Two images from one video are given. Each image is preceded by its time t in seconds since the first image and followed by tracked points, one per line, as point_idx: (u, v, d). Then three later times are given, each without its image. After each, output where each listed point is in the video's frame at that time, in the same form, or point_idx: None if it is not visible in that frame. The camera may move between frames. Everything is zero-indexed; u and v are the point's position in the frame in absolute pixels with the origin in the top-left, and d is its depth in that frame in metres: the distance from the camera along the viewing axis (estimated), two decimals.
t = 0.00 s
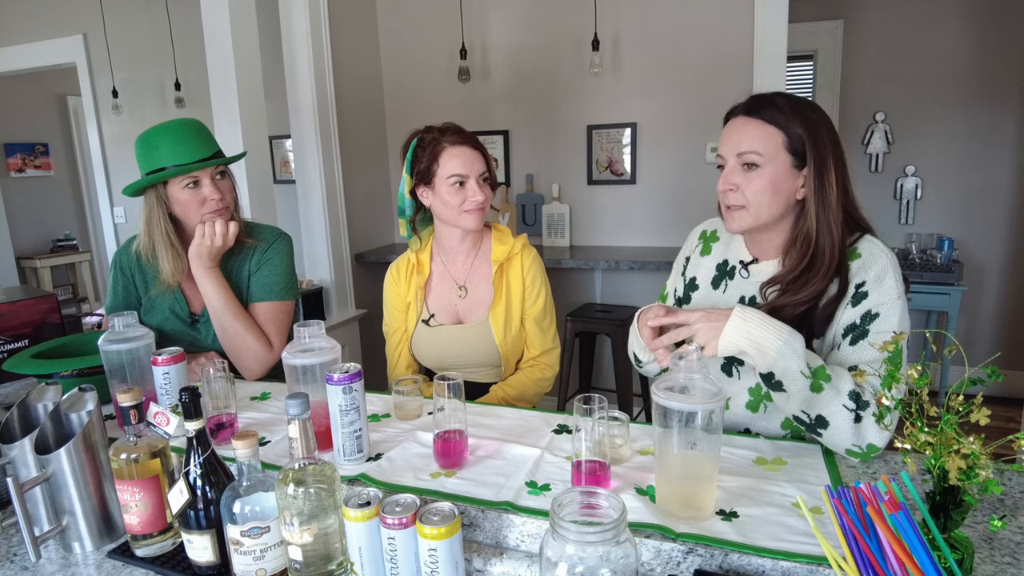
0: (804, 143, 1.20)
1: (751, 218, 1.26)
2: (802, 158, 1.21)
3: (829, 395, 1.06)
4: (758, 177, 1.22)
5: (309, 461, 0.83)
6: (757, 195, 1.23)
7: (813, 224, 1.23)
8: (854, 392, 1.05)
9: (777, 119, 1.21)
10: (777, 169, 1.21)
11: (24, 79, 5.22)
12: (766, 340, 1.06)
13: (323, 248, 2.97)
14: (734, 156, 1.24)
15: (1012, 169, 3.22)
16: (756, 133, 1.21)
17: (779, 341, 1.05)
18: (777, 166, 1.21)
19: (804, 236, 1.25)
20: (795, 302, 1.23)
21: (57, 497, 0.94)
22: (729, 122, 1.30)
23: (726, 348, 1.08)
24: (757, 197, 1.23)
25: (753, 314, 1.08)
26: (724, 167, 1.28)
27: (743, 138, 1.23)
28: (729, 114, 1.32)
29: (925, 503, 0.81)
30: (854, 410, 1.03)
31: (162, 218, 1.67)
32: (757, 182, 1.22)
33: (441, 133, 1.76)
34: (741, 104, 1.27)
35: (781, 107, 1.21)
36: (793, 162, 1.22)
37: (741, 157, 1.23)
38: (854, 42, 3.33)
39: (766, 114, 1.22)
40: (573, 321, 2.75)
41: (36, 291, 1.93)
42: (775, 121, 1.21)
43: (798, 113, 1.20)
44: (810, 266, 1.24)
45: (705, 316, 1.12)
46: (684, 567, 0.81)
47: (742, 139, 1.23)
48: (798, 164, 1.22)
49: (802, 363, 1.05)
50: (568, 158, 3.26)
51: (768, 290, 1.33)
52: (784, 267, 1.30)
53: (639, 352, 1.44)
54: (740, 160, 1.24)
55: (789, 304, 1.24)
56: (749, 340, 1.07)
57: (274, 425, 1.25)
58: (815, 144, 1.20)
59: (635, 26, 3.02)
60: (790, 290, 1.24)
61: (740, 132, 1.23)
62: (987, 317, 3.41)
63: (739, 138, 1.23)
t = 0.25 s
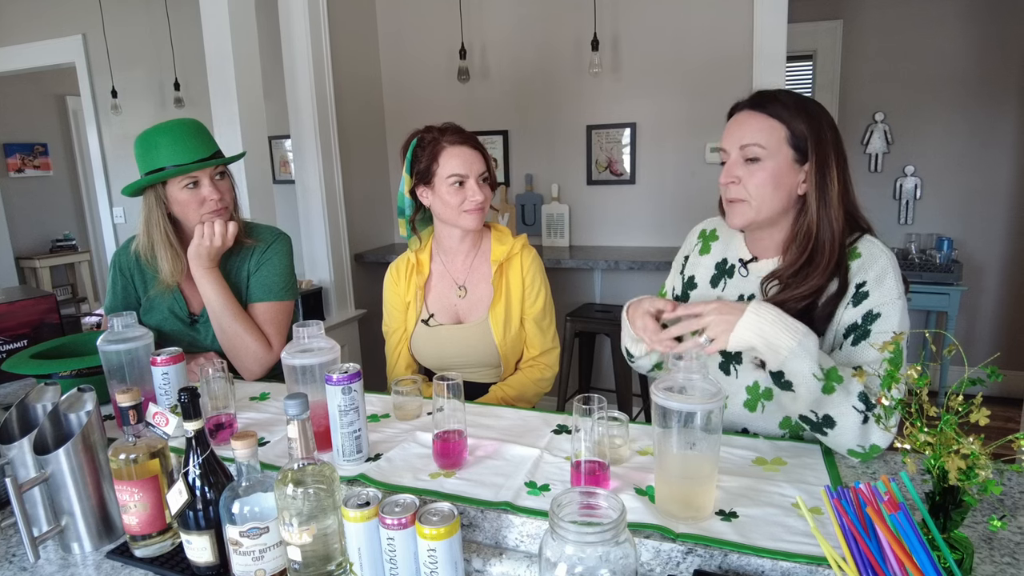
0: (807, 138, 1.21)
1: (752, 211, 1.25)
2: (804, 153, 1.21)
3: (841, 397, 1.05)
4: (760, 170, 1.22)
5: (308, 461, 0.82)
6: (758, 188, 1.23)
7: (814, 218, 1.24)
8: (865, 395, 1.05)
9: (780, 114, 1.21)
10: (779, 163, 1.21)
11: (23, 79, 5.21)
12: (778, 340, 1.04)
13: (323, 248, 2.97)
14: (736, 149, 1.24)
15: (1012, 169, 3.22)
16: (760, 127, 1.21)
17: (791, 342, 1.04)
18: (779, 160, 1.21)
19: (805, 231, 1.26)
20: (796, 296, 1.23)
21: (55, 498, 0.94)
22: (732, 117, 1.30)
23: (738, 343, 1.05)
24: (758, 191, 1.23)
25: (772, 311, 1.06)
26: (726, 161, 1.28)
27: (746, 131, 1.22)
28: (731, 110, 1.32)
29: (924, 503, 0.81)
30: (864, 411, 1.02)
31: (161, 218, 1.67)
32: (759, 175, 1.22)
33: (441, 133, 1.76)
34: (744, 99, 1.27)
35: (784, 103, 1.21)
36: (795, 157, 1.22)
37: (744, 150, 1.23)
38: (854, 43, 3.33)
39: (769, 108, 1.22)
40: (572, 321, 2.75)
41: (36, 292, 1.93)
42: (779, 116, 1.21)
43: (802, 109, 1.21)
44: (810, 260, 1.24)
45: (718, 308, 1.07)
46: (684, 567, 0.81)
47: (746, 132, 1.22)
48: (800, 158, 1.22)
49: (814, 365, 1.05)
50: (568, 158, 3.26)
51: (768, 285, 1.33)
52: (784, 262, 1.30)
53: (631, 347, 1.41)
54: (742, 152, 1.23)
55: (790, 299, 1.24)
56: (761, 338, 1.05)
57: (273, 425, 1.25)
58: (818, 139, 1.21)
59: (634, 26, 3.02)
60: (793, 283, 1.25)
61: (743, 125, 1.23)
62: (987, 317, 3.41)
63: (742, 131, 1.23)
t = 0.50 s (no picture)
0: (805, 135, 1.20)
1: (749, 207, 1.25)
2: (802, 150, 1.21)
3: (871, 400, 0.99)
4: (758, 165, 1.21)
5: (307, 462, 0.82)
6: (755, 184, 1.22)
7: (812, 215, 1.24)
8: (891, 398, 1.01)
9: (779, 110, 1.21)
10: (777, 159, 1.21)
11: (22, 79, 5.20)
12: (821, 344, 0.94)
13: (322, 248, 2.97)
14: (735, 144, 1.24)
15: (1011, 169, 3.22)
16: (759, 123, 1.21)
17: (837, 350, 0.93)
18: (777, 156, 1.21)
19: (804, 228, 1.26)
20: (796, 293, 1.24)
21: (54, 498, 0.94)
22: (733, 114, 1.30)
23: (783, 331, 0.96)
24: (755, 186, 1.22)
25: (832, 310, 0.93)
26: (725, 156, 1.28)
27: (745, 126, 1.22)
28: (733, 107, 1.33)
29: (924, 502, 0.81)
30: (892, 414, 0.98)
31: (159, 218, 1.67)
32: (756, 170, 1.21)
33: (440, 132, 1.76)
34: (745, 97, 1.28)
35: (785, 100, 1.21)
36: (793, 154, 1.21)
37: (742, 145, 1.23)
38: (853, 42, 3.33)
39: (769, 105, 1.22)
40: (572, 320, 2.75)
41: (34, 292, 1.92)
42: (778, 112, 1.21)
43: (802, 106, 1.21)
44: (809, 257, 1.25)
45: (789, 280, 0.91)
46: (683, 567, 0.81)
47: (745, 128, 1.22)
48: (798, 155, 1.21)
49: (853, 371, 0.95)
50: (567, 158, 3.26)
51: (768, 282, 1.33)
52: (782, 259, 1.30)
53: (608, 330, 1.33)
54: (740, 147, 1.23)
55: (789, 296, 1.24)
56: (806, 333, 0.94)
57: (272, 425, 1.25)
58: (817, 137, 1.20)
59: (633, 26, 3.02)
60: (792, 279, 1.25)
61: (743, 121, 1.23)
62: (987, 317, 3.42)
63: (741, 126, 1.23)
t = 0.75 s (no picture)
0: (803, 136, 1.20)
1: (747, 208, 1.25)
2: (801, 152, 1.21)
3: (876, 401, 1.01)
4: (755, 166, 1.22)
5: (307, 462, 0.82)
6: (753, 185, 1.23)
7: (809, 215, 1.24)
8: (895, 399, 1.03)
9: (777, 111, 1.21)
10: (775, 160, 1.21)
11: (21, 78, 5.20)
12: (832, 351, 0.95)
13: (322, 248, 2.97)
14: (733, 146, 1.25)
15: (1010, 169, 3.23)
16: (756, 124, 1.22)
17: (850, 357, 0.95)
18: (775, 158, 1.21)
19: (802, 229, 1.26)
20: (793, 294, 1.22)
21: (53, 498, 0.94)
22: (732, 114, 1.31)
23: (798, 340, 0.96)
24: (753, 187, 1.23)
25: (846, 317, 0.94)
26: (723, 157, 1.29)
27: (743, 128, 1.23)
28: (732, 107, 1.33)
29: (923, 502, 0.81)
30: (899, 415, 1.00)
31: (159, 218, 1.67)
32: (754, 171, 1.22)
33: (440, 132, 1.76)
34: (743, 98, 1.29)
35: (783, 101, 1.22)
36: (791, 155, 1.22)
37: (740, 146, 1.24)
38: (852, 42, 3.33)
39: (767, 106, 1.23)
40: (572, 320, 2.76)
41: (34, 292, 1.93)
42: (776, 114, 1.21)
43: (800, 107, 1.21)
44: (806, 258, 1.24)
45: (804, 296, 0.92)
46: (682, 567, 0.81)
47: (743, 129, 1.23)
48: (796, 157, 1.22)
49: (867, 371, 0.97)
50: (566, 158, 3.26)
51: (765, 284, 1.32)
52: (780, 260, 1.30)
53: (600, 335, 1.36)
54: (739, 149, 1.24)
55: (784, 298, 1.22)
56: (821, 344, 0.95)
57: (271, 425, 1.25)
58: (815, 138, 1.20)
59: (633, 26, 3.02)
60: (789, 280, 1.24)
61: (741, 122, 1.24)
62: (986, 317, 3.42)
63: (739, 128, 1.24)
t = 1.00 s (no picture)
0: (804, 141, 1.20)
1: (745, 210, 1.25)
2: (801, 155, 1.21)
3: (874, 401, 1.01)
4: (756, 170, 1.21)
5: (305, 461, 0.82)
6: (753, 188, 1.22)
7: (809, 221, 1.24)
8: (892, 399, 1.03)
9: (779, 113, 1.21)
10: (775, 164, 1.21)
11: (21, 78, 5.20)
12: (827, 348, 0.94)
13: (321, 248, 2.97)
14: (734, 148, 1.23)
15: (1009, 169, 3.23)
16: (759, 126, 1.21)
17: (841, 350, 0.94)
18: (776, 161, 1.21)
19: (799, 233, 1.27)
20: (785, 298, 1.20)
21: (52, 499, 0.94)
22: (732, 114, 1.29)
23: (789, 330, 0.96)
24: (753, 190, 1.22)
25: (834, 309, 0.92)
26: (723, 158, 1.27)
27: (744, 130, 1.22)
28: (731, 106, 1.32)
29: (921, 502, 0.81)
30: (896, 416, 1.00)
31: (158, 219, 1.67)
32: (754, 175, 1.22)
33: (439, 132, 1.76)
34: (745, 97, 1.27)
35: (785, 103, 1.21)
36: (791, 159, 1.22)
37: (741, 149, 1.23)
38: (851, 43, 3.34)
39: (769, 108, 1.21)
40: (571, 320, 2.76)
41: (33, 292, 1.93)
42: (778, 116, 1.20)
43: (802, 110, 1.21)
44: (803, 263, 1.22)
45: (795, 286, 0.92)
46: (681, 566, 0.81)
47: (745, 131, 1.22)
48: (796, 161, 1.22)
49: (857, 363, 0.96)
50: (566, 158, 3.26)
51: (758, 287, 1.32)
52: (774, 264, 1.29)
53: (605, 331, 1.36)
54: (739, 151, 1.23)
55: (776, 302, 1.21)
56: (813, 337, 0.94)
57: (270, 425, 1.25)
58: (817, 142, 1.20)
59: (632, 26, 3.02)
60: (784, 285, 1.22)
61: (743, 123, 1.23)
62: (985, 317, 3.42)
63: (740, 129, 1.22)
